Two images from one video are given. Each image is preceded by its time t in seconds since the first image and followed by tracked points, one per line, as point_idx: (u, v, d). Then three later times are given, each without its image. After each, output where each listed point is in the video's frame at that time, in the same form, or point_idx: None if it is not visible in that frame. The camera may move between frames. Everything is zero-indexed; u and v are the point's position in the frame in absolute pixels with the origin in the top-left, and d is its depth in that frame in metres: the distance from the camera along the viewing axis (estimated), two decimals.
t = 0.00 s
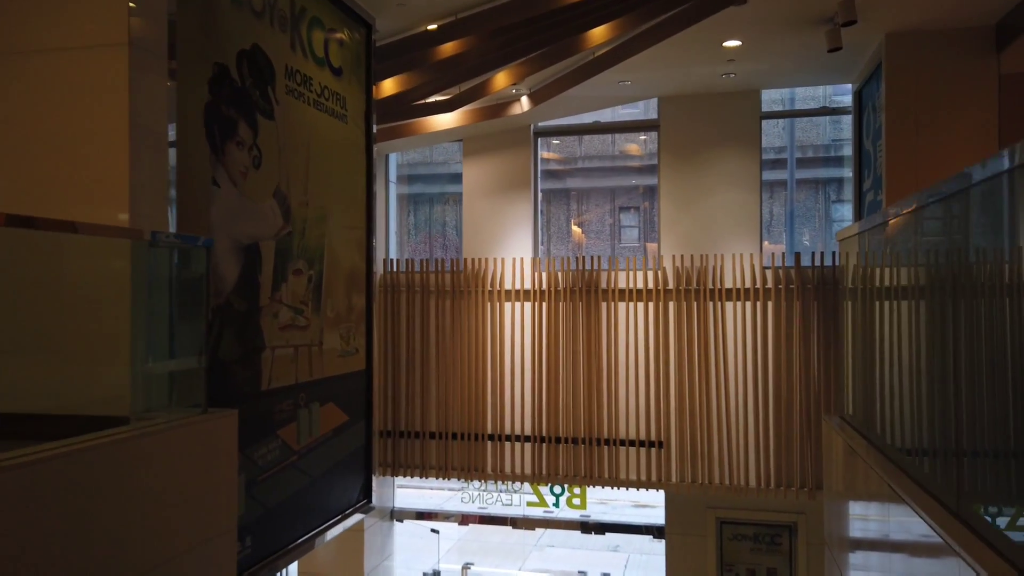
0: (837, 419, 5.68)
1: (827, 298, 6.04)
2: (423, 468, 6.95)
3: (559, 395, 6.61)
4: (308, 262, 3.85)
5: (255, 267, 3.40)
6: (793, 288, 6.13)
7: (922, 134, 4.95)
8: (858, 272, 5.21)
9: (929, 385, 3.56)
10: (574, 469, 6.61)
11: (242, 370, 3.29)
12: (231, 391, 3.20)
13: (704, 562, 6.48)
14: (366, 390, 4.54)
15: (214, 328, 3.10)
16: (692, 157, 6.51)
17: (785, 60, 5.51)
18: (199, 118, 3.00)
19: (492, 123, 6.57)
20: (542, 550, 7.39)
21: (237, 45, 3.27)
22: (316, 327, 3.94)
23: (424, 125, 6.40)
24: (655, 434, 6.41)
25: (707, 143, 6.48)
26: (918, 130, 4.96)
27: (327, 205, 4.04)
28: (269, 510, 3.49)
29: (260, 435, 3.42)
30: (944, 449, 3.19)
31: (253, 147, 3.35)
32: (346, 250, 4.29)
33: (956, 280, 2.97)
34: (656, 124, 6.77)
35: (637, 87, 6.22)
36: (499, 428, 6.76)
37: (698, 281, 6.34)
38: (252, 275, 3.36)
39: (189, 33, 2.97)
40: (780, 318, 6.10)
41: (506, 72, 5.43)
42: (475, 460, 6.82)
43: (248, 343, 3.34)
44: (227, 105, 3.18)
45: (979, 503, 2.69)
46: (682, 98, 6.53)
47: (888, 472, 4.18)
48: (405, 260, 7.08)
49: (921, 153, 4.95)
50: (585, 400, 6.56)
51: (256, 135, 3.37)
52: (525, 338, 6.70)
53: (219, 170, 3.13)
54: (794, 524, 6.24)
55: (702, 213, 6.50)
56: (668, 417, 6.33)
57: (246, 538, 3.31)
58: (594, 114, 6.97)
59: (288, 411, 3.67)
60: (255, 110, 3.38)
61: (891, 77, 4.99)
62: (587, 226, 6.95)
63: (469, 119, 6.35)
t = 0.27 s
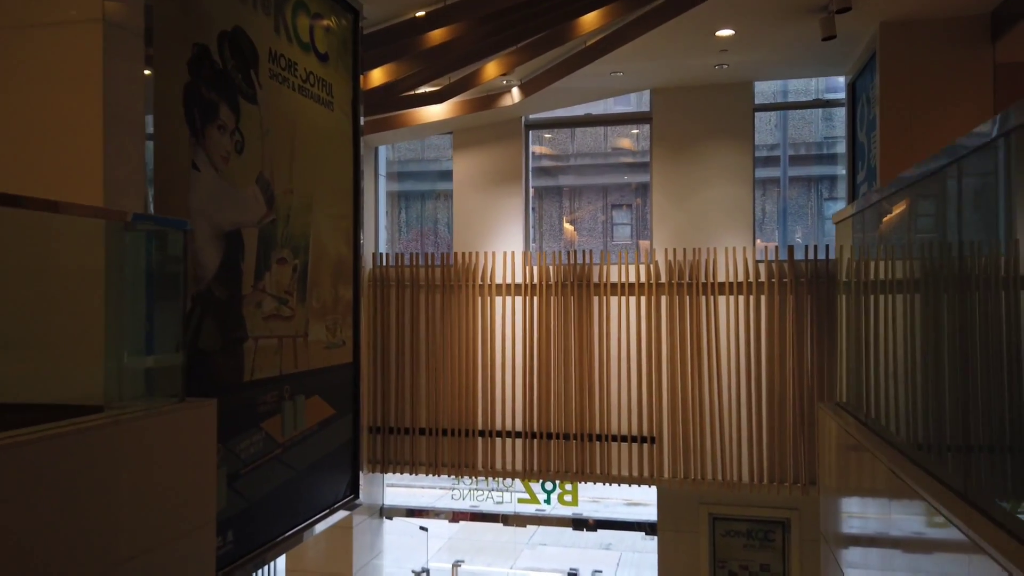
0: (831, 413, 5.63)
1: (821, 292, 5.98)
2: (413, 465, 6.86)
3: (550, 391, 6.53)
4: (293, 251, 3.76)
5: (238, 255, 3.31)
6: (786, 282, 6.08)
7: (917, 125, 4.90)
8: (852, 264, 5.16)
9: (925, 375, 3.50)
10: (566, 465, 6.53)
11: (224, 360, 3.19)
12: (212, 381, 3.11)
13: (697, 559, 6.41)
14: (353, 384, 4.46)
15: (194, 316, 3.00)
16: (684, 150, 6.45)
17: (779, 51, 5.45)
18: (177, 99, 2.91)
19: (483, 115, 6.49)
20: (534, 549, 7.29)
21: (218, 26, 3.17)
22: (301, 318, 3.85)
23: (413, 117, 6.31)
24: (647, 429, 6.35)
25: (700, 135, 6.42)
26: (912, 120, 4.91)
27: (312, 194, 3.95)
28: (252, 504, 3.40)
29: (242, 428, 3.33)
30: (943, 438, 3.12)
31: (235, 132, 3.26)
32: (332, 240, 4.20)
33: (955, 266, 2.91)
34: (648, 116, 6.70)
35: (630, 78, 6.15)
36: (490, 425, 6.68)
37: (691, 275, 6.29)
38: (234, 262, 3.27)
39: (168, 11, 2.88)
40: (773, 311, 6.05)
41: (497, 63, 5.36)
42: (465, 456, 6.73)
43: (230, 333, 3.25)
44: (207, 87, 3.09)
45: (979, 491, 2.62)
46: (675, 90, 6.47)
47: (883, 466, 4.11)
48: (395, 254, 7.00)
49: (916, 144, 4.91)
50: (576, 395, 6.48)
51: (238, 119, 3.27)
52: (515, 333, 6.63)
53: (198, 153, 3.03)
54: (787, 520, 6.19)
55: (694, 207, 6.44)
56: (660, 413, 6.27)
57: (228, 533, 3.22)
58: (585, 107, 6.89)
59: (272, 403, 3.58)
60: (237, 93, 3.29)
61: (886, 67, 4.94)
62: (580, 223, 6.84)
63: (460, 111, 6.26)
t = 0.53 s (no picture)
0: (828, 408, 5.58)
1: (818, 286, 5.93)
2: (406, 462, 6.79)
3: (545, 386, 6.47)
4: (281, 241, 3.68)
5: (223, 243, 3.23)
6: (783, 276, 6.03)
7: (916, 115, 4.85)
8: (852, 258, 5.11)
9: (926, 365, 3.45)
10: (561, 461, 6.47)
11: (209, 350, 3.11)
12: (197, 372, 3.03)
13: (693, 557, 6.33)
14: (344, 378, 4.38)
15: (178, 305, 2.92)
16: (680, 143, 6.38)
17: (777, 41, 5.38)
18: (160, 81, 2.83)
19: (477, 107, 6.42)
20: (529, 547, 7.20)
21: (204, 8, 3.10)
22: (290, 310, 3.77)
23: (407, 109, 6.23)
24: (643, 425, 6.29)
25: (696, 128, 6.35)
26: (912, 111, 4.85)
27: (302, 183, 3.88)
28: (238, 499, 3.33)
29: (228, 421, 3.25)
30: (952, 428, 3.06)
31: (221, 117, 3.18)
32: (322, 231, 4.12)
33: (966, 251, 2.86)
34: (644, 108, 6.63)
35: (626, 70, 6.09)
36: (484, 421, 6.61)
37: (687, 269, 6.23)
38: (220, 251, 3.19)
39: None
40: (769, 306, 6.00)
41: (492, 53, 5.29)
42: (459, 453, 6.66)
43: (216, 323, 3.17)
44: (191, 70, 3.01)
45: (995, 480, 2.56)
46: (671, 82, 6.40)
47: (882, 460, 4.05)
48: (388, 249, 6.92)
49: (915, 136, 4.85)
50: (572, 391, 6.41)
51: (224, 104, 3.20)
52: (510, 328, 6.56)
53: (182, 138, 2.95)
54: (783, 517, 6.13)
55: (691, 201, 6.37)
56: (656, 408, 6.21)
57: (214, 528, 3.14)
58: (581, 101, 6.82)
59: (260, 395, 3.50)
60: (223, 77, 3.21)
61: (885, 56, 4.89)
62: (575, 221, 6.77)
63: (454, 103, 6.19)
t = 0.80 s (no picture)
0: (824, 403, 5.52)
1: (815, 280, 5.87)
2: (399, 458, 6.71)
3: (539, 381, 6.40)
4: (269, 230, 3.60)
5: (208, 230, 3.15)
6: (780, 270, 5.97)
7: (914, 106, 4.79)
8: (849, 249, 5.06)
9: (924, 355, 3.38)
10: (555, 458, 6.40)
11: (193, 340, 3.04)
12: (180, 362, 2.96)
13: (689, 554, 6.26)
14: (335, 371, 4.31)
15: (160, 293, 2.85)
16: (676, 135, 6.31)
17: (774, 31, 5.32)
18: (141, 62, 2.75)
19: (471, 99, 6.34)
20: (524, 545, 7.15)
21: None
22: (278, 300, 3.69)
23: (399, 101, 6.16)
24: (638, 421, 6.22)
25: (693, 121, 6.29)
26: (910, 101, 4.80)
27: (290, 171, 3.80)
28: (224, 493, 3.25)
29: (214, 413, 3.17)
30: (951, 419, 2.99)
31: (205, 101, 3.11)
32: (312, 221, 4.04)
33: (964, 235, 2.80)
34: (640, 100, 6.57)
35: (621, 62, 6.02)
36: (478, 417, 6.54)
37: (683, 263, 6.17)
38: (204, 239, 3.12)
39: None
40: (766, 300, 5.95)
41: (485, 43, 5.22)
42: (452, 449, 6.58)
43: (200, 312, 3.09)
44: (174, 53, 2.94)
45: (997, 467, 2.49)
46: (667, 75, 6.34)
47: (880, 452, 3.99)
48: (381, 243, 6.85)
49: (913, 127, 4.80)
50: (566, 387, 6.34)
51: (209, 88, 3.12)
52: (503, 323, 6.49)
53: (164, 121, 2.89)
54: (780, 514, 6.06)
55: (686, 195, 6.29)
56: (651, 404, 6.15)
57: (198, 522, 3.07)
58: (576, 95, 6.75)
59: (247, 387, 3.43)
60: (208, 61, 3.13)
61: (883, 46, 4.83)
62: (571, 218, 6.69)
63: (447, 95, 6.11)
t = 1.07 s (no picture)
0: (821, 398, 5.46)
1: (812, 273, 5.82)
2: (391, 454, 6.63)
3: (533, 376, 6.32)
4: (255, 218, 3.52)
5: (192, 217, 3.07)
6: (776, 263, 5.91)
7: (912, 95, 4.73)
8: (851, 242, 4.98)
9: (923, 345, 3.32)
10: (549, 454, 6.33)
11: (176, 329, 2.96)
12: (162, 351, 2.88)
13: (684, 551, 6.18)
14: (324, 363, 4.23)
15: (141, 280, 2.77)
16: (672, 128, 6.25)
17: (770, 22, 5.27)
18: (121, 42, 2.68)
19: (464, 91, 6.27)
20: (519, 543, 7.12)
21: None
22: (265, 290, 3.61)
23: (392, 93, 6.08)
24: (633, 416, 6.16)
25: (689, 113, 6.22)
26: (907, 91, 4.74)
27: (278, 158, 3.72)
28: (209, 486, 3.18)
29: (198, 404, 3.10)
30: (952, 410, 2.93)
31: (189, 84, 3.03)
32: (300, 211, 3.97)
33: (964, 219, 2.73)
34: (634, 93, 6.50)
35: (616, 54, 5.96)
36: (471, 412, 6.47)
37: (678, 257, 6.11)
38: (188, 225, 3.04)
39: None
40: (762, 294, 5.89)
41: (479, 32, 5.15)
42: (445, 445, 6.51)
43: (184, 300, 3.01)
44: (156, 33, 2.86)
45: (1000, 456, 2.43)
46: (662, 67, 6.27)
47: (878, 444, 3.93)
48: (373, 237, 6.77)
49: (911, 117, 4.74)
50: (561, 382, 6.28)
51: (192, 71, 3.05)
52: (497, 318, 6.42)
53: (146, 104, 2.81)
54: (777, 510, 6.00)
55: (682, 187, 6.22)
56: (646, 399, 6.08)
57: (181, 516, 2.99)
58: (571, 88, 6.68)
59: (232, 378, 3.35)
60: (192, 43, 3.06)
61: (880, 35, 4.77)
62: (566, 216, 6.60)
63: (440, 87, 6.04)
